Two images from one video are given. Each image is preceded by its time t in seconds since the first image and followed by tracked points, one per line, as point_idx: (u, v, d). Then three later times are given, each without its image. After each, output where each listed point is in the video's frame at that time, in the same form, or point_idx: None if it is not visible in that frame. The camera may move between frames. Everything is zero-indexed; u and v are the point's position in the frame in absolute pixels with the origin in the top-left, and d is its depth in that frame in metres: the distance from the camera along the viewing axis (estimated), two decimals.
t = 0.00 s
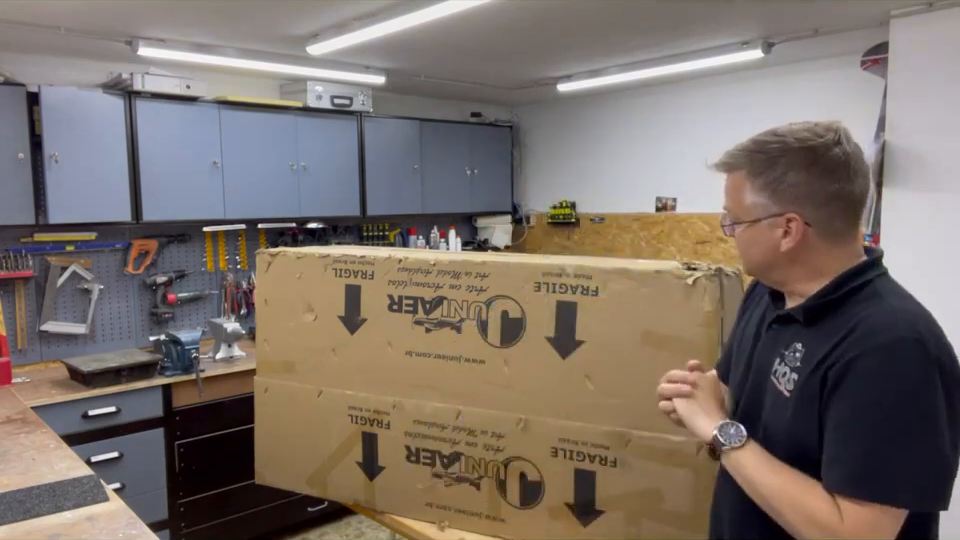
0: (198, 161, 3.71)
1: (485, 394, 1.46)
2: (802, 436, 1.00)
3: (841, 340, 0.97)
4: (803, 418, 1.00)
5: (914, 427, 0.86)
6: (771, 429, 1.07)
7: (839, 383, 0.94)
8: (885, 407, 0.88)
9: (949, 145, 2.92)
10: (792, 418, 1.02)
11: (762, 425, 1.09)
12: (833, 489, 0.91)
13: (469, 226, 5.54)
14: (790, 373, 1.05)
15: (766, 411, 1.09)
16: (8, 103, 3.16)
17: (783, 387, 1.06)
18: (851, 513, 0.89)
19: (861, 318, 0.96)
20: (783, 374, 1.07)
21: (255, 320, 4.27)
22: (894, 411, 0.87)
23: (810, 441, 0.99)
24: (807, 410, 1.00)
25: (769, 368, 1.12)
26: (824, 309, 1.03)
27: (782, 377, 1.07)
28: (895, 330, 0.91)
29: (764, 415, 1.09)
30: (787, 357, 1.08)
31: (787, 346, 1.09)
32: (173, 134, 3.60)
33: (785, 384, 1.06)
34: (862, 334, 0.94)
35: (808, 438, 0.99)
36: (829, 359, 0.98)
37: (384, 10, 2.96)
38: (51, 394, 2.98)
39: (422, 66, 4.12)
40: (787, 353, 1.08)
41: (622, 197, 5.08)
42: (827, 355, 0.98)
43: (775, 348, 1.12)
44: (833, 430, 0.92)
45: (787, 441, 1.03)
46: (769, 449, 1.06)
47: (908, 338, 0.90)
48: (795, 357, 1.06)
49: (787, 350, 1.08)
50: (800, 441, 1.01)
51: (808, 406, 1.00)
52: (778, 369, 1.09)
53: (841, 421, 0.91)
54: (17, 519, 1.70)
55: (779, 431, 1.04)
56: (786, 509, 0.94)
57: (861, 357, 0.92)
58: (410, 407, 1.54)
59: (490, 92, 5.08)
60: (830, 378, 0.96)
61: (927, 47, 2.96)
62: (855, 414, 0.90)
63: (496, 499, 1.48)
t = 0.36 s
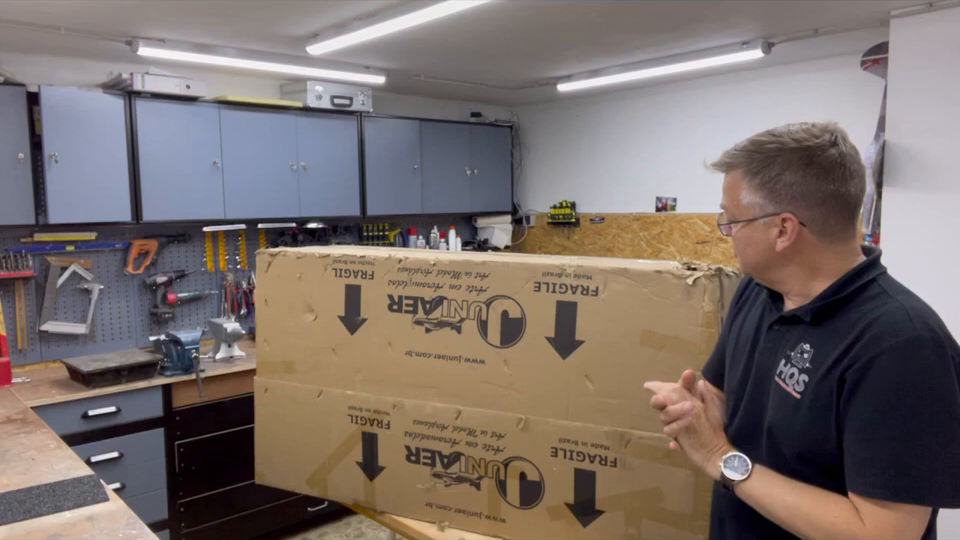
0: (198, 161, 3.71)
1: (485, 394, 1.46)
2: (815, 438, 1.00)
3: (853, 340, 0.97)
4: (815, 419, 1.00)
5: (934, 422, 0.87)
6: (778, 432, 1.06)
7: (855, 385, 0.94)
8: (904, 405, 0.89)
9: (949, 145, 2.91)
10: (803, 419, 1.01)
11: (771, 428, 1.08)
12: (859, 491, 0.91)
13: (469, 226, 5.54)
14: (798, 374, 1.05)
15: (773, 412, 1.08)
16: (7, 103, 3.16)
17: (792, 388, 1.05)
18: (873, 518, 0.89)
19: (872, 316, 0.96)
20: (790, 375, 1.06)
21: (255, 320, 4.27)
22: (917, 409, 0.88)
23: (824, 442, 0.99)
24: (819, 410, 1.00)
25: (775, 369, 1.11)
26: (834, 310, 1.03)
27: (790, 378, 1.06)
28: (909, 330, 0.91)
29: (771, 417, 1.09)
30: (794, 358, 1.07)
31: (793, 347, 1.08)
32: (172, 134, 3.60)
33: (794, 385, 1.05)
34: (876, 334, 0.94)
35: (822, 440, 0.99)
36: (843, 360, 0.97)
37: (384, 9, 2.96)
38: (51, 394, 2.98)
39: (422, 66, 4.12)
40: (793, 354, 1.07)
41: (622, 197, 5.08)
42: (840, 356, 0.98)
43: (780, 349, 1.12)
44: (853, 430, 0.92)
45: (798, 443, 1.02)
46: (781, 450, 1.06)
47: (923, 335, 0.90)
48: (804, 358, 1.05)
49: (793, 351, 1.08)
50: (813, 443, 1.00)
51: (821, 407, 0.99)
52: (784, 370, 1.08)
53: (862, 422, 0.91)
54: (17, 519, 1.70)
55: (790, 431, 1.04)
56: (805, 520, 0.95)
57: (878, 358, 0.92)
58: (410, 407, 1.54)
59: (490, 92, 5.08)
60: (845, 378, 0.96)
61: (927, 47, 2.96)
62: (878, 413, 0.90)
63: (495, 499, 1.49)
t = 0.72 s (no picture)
0: (198, 161, 3.71)
1: (485, 394, 1.46)
2: (799, 440, 1.00)
3: (837, 344, 0.97)
4: (800, 421, 1.00)
5: (910, 426, 0.87)
6: (769, 433, 1.06)
7: (836, 388, 0.94)
8: (881, 409, 0.88)
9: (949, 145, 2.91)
10: (791, 421, 1.02)
11: (763, 429, 1.08)
12: (834, 494, 0.91)
13: (469, 226, 5.54)
14: (788, 376, 1.05)
15: (765, 414, 1.09)
16: (7, 103, 3.15)
17: (782, 390, 1.06)
18: (842, 516, 0.90)
19: (857, 320, 0.96)
20: (781, 376, 1.07)
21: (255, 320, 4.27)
22: (894, 414, 0.87)
23: (810, 444, 0.99)
24: (804, 412, 1.00)
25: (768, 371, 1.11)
26: (824, 313, 1.03)
27: (780, 379, 1.07)
28: (891, 335, 0.90)
29: (763, 418, 1.09)
30: (785, 360, 1.07)
31: (785, 349, 1.09)
32: (172, 134, 3.60)
33: (783, 386, 1.05)
34: (859, 338, 0.93)
35: (808, 442, 0.99)
36: (827, 362, 0.97)
37: (385, 9, 2.96)
38: (51, 394, 2.98)
39: (422, 66, 4.12)
40: (785, 355, 1.08)
41: (622, 197, 5.08)
42: (825, 358, 0.98)
43: (774, 351, 1.12)
44: (833, 433, 0.92)
45: (784, 445, 1.03)
46: (771, 451, 1.06)
47: (903, 339, 0.89)
48: (793, 360, 1.05)
49: (785, 353, 1.08)
50: (799, 445, 1.00)
51: (805, 409, 1.00)
52: (776, 372, 1.09)
53: (840, 424, 0.91)
54: (17, 519, 1.70)
55: (779, 433, 1.04)
56: (783, 523, 0.96)
57: (858, 362, 0.92)
58: (410, 407, 1.54)
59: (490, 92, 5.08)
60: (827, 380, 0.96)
61: (927, 46, 2.96)
62: (855, 416, 0.90)
63: (496, 499, 1.49)
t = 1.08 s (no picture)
0: (198, 161, 3.71)
1: (485, 394, 1.46)
2: (802, 435, 0.99)
3: (844, 338, 0.97)
4: (803, 416, 0.99)
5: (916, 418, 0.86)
6: (769, 430, 1.06)
7: (840, 380, 0.94)
8: (887, 399, 0.88)
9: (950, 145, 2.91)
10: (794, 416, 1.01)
11: (762, 427, 1.08)
12: (832, 482, 0.91)
13: (469, 226, 5.54)
14: (792, 373, 1.04)
15: (766, 411, 1.08)
16: (7, 103, 3.15)
17: (784, 387, 1.05)
18: (841, 507, 0.89)
19: (866, 315, 0.96)
20: (784, 374, 1.06)
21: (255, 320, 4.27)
22: (899, 405, 0.87)
23: (811, 438, 0.98)
24: (807, 407, 0.99)
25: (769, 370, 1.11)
26: (831, 308, 1.03)
27: (784, 377, 1.06)
28: (899, 327, 0.91)
29: (764, 416, 1.08)
30: (788, 358, 1.07)
31: (788, 347, 1.08)
32: (172, 134, 3.60)
33: (786, 384, 1.05)
34: (867, 330, 0.94)
35: (809, 437, 0.99)
36: (832, 356, 0.97)
37: (385, 9, 2.96)
38: (51, 394, 2.98)
39: (422, 66, 4.12)
40: (787, 354, 1.08)
41: (622, 197, 5.08)
42: (831, 352, 0.98)
43: (777, 350, 1.11)
44: (836, 423, 0.92)
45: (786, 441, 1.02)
46: (770, 448, 1.05)
47: (912, 333, 0.90)
48: (797, 358, 1.05)
49: (789, 350, 1.08)
50: (800, 440, 1.00)
51: (808, 404, 0.99)
52: (779, 370, 1.08)
53: (845, 414, 0.91)
54: (17, 519, 1.70)
55: (780, 429, 1.03)
56: (780, 516, 0.95)
57: (865, 354, 0.92)
58: (410, 407, 1.54)
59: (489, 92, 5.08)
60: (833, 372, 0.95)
61: (927, 47, 2.96)
62: (860, 407, 0.89)
63: (495, 499, 1.49)
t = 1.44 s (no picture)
0: (198, 161, 3.71)
1: (485, 394, 1.46)
2: (837, 428, 0.97)
3: (867, 323, 0.98)
4: (837, 408, 0.98)
5: None
6: (790, 429, 1.01)
7: (884, 365, 0.94)
8: (942, 375, 0.90)
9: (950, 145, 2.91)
10: (825, 409, 0.99)
11: (777, 428, 1.03)
12: (909, 468, 0.90)
13: (469, 226, 5.54)
14: (808, 368, 1.02)
15: (778, 410, 1.03)
16: (7, 103, 3.15)
17: (801, 382, 1.02)
18: (928, 491, 0.89)
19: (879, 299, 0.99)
20: (796, 369, 1.03)
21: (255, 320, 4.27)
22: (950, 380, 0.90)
23: (849, 430, 0.97)
24: (839, 398, 0.98)
25: (765, 369, 1.07)
26: (833, 298, 1.04)
27: (796, 373, 1.03)
28: (921, 307, 0.95)
29: (776, 417, 1.03)
30: (795, 352, 1.04)
31: (789, 342, 1.06)
32: (172, 134, 3.60)
33: (803, 379, 1.02)
34: (894, 312, 0.96)
35: (846, 429, 0.97)
36: (863, 343, 0.98)
37: (385, 9, 2.96)
38: (51, 394, 2.98)
39: (422, 66, 4.11)
40: (793, 348, 1.05)
41: (622, 198, 5.08)
42: (859, 340, 0.98)
43: (768, 347, 1.08)
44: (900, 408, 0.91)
45: (819, 437, 0.99)
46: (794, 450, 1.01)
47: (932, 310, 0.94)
48: (809, 351, 1.03)
49: (791, 345, 1.05)
50: (837, 434, 0.97)
51: (841, 395, 0.98)
52: (783, 367, 1.05)
53: (909, 396, 0.91)
54: (17, 519, 1.70)
55: (807, 427, 1.00)
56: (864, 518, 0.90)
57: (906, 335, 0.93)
58: (410, 407, 1.54)
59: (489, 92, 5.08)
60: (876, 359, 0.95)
61: (926, 47, 2.96)
62: (916, 387, 0.91)
63: (495, 499, 1.49)
